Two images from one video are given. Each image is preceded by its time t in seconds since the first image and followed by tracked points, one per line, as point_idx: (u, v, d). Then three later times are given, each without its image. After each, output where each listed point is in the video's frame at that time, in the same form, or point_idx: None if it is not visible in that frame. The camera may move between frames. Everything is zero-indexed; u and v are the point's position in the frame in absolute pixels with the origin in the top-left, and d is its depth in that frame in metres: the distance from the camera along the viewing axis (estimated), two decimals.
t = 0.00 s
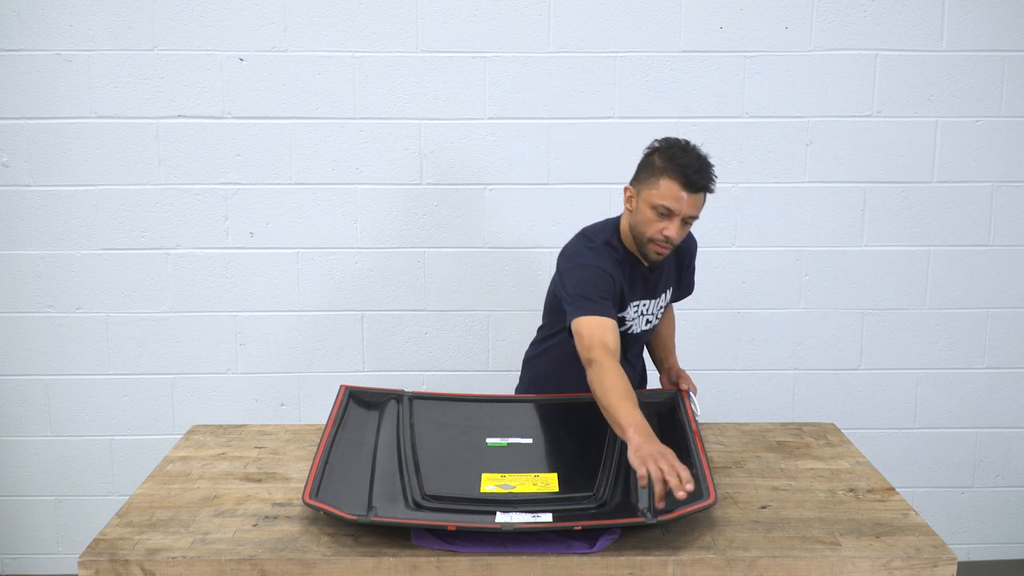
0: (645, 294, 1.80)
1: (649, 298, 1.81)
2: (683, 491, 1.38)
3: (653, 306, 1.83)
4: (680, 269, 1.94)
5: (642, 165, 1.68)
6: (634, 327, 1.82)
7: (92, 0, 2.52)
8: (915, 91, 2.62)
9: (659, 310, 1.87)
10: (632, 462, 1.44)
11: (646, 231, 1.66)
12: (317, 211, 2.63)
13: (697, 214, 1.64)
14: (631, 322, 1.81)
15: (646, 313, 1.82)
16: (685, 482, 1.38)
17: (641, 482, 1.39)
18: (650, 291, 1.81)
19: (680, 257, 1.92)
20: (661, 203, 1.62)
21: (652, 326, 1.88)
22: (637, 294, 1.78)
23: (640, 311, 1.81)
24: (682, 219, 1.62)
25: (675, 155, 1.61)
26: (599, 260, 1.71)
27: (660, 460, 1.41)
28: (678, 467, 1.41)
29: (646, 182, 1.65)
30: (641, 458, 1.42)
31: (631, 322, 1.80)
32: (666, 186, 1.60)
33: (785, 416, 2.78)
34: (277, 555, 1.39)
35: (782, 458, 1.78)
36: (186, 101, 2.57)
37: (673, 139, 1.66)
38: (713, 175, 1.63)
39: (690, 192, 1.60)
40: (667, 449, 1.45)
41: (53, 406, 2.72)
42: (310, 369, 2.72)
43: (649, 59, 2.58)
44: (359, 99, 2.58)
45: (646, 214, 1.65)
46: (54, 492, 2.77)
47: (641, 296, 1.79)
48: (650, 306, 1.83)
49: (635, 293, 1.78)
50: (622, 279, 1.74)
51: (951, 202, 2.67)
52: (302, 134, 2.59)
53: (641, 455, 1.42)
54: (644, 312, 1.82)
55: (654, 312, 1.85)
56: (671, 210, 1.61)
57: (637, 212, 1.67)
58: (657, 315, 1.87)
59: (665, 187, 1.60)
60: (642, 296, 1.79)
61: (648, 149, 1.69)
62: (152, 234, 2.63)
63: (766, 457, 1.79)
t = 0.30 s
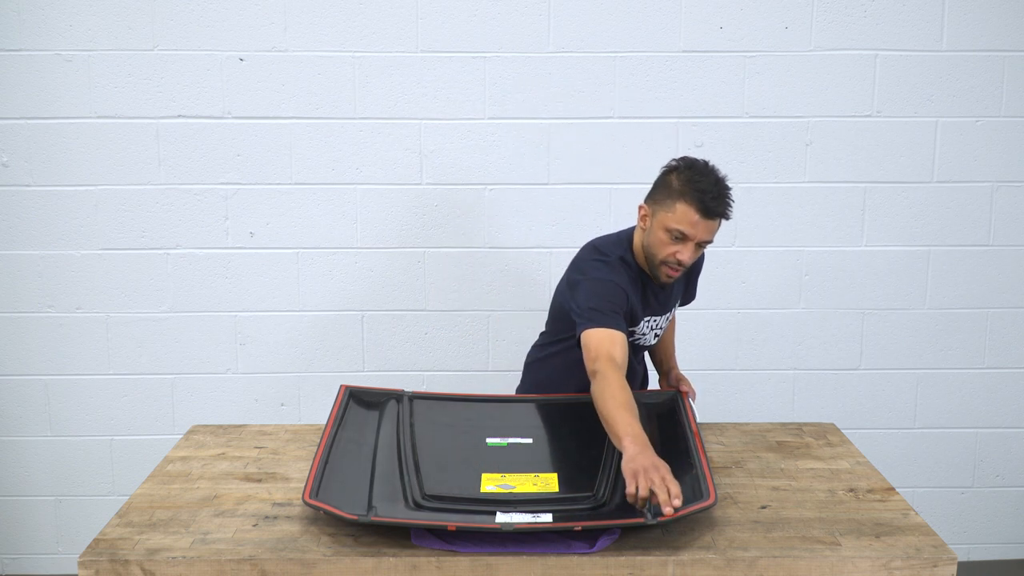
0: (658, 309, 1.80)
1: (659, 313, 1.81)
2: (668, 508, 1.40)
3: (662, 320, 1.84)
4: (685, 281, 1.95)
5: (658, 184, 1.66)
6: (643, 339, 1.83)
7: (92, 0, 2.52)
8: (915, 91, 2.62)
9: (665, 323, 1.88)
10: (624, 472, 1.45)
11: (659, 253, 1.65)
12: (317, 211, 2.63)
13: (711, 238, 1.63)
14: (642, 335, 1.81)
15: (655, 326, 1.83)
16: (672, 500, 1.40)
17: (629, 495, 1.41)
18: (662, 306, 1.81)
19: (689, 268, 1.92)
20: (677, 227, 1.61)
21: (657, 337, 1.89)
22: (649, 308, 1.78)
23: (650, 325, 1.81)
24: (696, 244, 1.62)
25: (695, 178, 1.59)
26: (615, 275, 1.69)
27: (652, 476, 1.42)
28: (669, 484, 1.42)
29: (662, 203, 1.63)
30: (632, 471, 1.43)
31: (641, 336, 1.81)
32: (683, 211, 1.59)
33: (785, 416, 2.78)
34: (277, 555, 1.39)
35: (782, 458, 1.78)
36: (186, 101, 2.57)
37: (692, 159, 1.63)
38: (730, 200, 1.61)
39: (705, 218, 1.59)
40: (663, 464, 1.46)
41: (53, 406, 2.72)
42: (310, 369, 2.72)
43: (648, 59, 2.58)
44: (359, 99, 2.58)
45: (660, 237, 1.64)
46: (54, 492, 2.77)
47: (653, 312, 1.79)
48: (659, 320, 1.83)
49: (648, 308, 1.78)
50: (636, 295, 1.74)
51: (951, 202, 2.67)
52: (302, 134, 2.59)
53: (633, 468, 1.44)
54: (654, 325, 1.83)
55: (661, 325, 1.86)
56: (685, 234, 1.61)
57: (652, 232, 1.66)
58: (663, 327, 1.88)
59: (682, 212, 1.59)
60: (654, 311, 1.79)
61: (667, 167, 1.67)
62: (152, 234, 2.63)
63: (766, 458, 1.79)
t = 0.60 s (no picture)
0: (648, 298, 1.80)
1: (653, 302, 1.81)
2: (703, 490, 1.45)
3: (658, 311, 1.84)
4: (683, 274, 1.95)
5: (656, 169, 1.66)
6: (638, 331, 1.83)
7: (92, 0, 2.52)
8: (915, 91, 2.62)
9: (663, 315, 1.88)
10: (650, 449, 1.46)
11: (656, 238, 1.66)
12: (318, 211, 2.63)
13: (708, 225, 1.65)
14: (633, 326, 1.81)
15: (650, 317, 1.83)
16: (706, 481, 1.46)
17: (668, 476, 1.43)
18: (653, 295, 1.81)
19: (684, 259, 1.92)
20: (676, 214, 1.62)
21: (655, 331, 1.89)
22: (641, 296, 1.79)
23: (644, 315, 1.81)
24: (693, 230, 1.63)
25: (694, 165, 1.60)
26: (600, 260, 1.70)
27: (682, 456, 1.46)
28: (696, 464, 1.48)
29: (660, 188, 1.64)
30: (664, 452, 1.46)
31: (635, 326, 1.81)
32: (681, 196, 1.61)
33: (785, 416, 2.78)
34: (277, 555, 1.39)
35: (782, 458, 1.78)
36: (186, 101, 2.57)
37: (691, 146, 1.64)
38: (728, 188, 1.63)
39: (704, 204, 1.60)
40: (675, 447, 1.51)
41: (53, 406, 2.72)
42: (310, 368, 2.72)
43: (649, 59, 2.58)
44: (359, 99, 2.58)
45: (657, 222, 1.65)
46: (54, 492, 2.77)
47: (646, 301, 1.80)
48: (654, 311, 1.83)
49: (638, 296, 1.78)
50: (623, 281, 1.74)
51: (951, 202, 2.67)
52: (302, 134, 2.59)
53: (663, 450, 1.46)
54: (647, 316, 1.82)
55: (658, 317, 1.86)
56: (683, 220, 1.62)
57: (650, 218, 1.67)
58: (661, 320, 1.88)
59: (681, 199, 1.61)
60: (644, 299, 1.79)
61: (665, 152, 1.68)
62: (152, 234, 2.63)
63: (766, 458, 1.79)
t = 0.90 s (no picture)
0: (626, 280, 1.81)
1: (632, 284, 1.82)
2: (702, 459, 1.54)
3: (639, 295, 1.85)
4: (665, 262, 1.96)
5: (635, 158, 1.70)
6: (620, 315, 1.84)
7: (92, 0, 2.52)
8: (915, 91, 2.62)
9: (646, 301, 1.88)
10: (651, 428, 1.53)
11: (640, 230, 1.71)
12: (318, 211, 2.63)
13: (688, 214, 1.70)
14: (614, 309, 1.82)
15: (632, 301, 1.84)
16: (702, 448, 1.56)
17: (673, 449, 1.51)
18: (632, 277, 1.82)
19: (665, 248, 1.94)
20: (659, 205, 1.66)
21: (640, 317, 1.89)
22: (619, 280, 1.80)
23: (625, 298, 1.82)
24: (674, 220, 1.68)
25: (674, 156, 1.64)
26: (568, 242, 1.74)
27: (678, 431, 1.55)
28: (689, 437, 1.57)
29: (643, 182, 1.67)
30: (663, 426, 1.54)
31: (615, 308, 1.82)
32: (665, 191, 1.65)
33: (785, 416, 2.78)
34: (277, 555, 1.39)
35: (782, 458, 1.78)
36: (186, 101, 2.57)
37: (669, 135, 1.67)
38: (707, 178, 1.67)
39: (686, 197, 1.65)
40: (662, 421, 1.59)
41: (53, 406, 2.72)
42: (310, 368, 2.71)
43: (649, 59, 2.58)
44: (359, 99, 2.58)
45: (642, 216, 1.69)
46: (54, 492, 2.77)
47: (624, 283, 1.81)
48: (635, 294, 1.84)
49: (615, 278, 1.80)
50: (596, 263, 1.77)
51: (951, 202, 2.67)
52: (302, 134, 2.59)
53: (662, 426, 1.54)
54: (629, 300, 1.83)
55: (641, 302, 1.87)
56: (669, 214, 1.67)
57: (631, 208, 1.70)
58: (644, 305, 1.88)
59: (663, 191, 1.65)
60: (623, 282, 1.81)
61: (642, 142, 1.71)
62: (152, 234, 2.63)
63: (766, 457, 1.79)
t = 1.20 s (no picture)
0: (594, 264, 1.85)
1: (601, 269, 1.86)
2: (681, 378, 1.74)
3: (610, 280, 1.88)
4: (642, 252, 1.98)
5: (593, 141, 1.77)
6: (592, 300, 1.87)
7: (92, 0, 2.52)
8: (915, 91, 2.61)
9: (619, 286, 1.91)
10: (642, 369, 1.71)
11: (601, 208, 1.76)
12: (318, 211, 2.63)
13: (646, 191, 1.75)
14: (585, 294, 1.85)
15: (603, 286, 1.87)
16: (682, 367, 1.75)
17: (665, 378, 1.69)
18: (601, 262, 1.86)
19: (640, 237, 1.96)
20: (616, 181, 1.72)
21: (615, 303, 1.91)
22: (588, 265, 1.84)
23: (595, 283, 1.86)
24: (633, 196, 1.74)
25: (628, 134, 1.71)
26: (534, 231, 1.80)
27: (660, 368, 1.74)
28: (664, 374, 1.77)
29: (600, 161, 1.74)
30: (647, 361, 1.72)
31: (586, 293, 1.85)
32: (619, 166, 1.71)
33: (785, 416, 2.78)
34: (277, 555, 1.39)
35: (782, 458, 1.78)
36: (186, 101, 2.57)
37: (624, 117, 1.75)
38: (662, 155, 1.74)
39: (642, 172, 1.71)
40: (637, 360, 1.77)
41: (53, 406, 2.72)
42: (311, 368, 2.71)
43: (649, 59, 2.58)
44: (359, 99, 2.58)
45: (600, 192, 1.74)
46: (54, 492, 2.77)
47: (592, 268, 1.85)
48: (606, 279, 1.87)
49: (584, 262, 1.84)
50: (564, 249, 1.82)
51: (952, 202, 2.67)
52: (302, 134, 2.59)
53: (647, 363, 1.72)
54: (599, 284, 1.87)
55: (613, 288, 1.90)
56: (624, 188, 1.72)
57: (591, 188, 1.76)
58: (618, 291, 1.91)
59: (618, 167, 1.71)
60: (591, 267, 1.85)
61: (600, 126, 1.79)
62: (152, 234, 2.63)
63: (766, 457, 1.79)
